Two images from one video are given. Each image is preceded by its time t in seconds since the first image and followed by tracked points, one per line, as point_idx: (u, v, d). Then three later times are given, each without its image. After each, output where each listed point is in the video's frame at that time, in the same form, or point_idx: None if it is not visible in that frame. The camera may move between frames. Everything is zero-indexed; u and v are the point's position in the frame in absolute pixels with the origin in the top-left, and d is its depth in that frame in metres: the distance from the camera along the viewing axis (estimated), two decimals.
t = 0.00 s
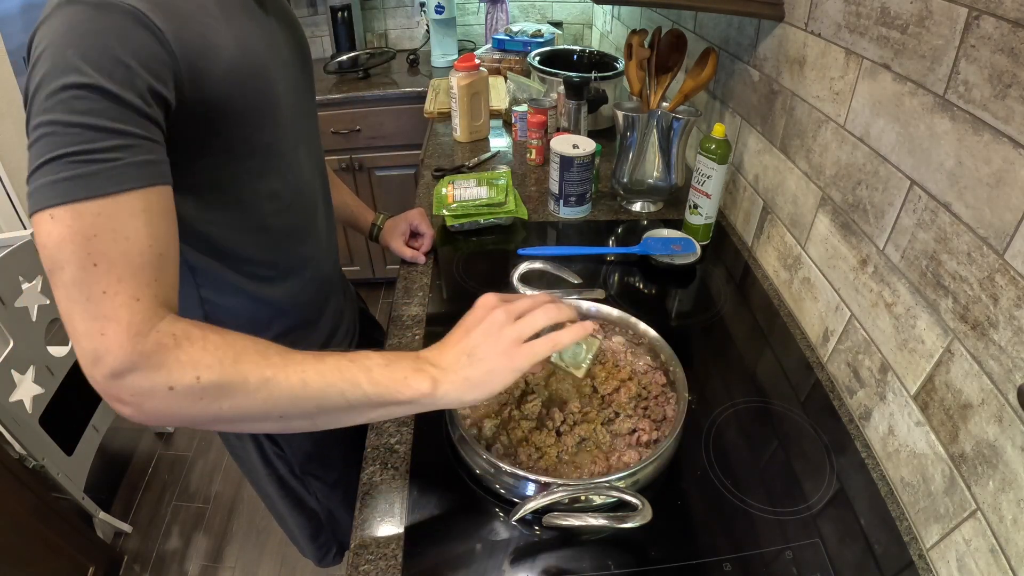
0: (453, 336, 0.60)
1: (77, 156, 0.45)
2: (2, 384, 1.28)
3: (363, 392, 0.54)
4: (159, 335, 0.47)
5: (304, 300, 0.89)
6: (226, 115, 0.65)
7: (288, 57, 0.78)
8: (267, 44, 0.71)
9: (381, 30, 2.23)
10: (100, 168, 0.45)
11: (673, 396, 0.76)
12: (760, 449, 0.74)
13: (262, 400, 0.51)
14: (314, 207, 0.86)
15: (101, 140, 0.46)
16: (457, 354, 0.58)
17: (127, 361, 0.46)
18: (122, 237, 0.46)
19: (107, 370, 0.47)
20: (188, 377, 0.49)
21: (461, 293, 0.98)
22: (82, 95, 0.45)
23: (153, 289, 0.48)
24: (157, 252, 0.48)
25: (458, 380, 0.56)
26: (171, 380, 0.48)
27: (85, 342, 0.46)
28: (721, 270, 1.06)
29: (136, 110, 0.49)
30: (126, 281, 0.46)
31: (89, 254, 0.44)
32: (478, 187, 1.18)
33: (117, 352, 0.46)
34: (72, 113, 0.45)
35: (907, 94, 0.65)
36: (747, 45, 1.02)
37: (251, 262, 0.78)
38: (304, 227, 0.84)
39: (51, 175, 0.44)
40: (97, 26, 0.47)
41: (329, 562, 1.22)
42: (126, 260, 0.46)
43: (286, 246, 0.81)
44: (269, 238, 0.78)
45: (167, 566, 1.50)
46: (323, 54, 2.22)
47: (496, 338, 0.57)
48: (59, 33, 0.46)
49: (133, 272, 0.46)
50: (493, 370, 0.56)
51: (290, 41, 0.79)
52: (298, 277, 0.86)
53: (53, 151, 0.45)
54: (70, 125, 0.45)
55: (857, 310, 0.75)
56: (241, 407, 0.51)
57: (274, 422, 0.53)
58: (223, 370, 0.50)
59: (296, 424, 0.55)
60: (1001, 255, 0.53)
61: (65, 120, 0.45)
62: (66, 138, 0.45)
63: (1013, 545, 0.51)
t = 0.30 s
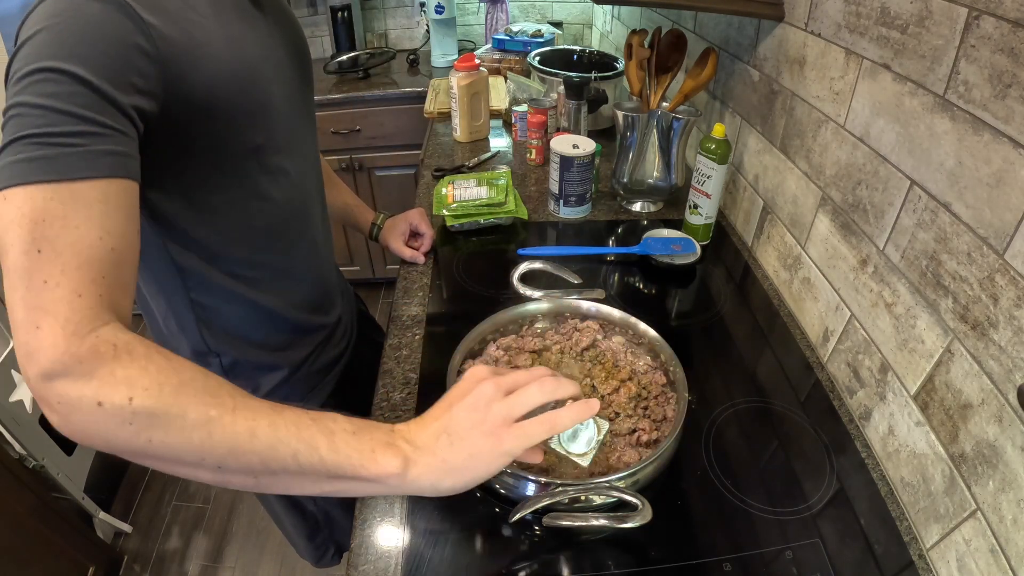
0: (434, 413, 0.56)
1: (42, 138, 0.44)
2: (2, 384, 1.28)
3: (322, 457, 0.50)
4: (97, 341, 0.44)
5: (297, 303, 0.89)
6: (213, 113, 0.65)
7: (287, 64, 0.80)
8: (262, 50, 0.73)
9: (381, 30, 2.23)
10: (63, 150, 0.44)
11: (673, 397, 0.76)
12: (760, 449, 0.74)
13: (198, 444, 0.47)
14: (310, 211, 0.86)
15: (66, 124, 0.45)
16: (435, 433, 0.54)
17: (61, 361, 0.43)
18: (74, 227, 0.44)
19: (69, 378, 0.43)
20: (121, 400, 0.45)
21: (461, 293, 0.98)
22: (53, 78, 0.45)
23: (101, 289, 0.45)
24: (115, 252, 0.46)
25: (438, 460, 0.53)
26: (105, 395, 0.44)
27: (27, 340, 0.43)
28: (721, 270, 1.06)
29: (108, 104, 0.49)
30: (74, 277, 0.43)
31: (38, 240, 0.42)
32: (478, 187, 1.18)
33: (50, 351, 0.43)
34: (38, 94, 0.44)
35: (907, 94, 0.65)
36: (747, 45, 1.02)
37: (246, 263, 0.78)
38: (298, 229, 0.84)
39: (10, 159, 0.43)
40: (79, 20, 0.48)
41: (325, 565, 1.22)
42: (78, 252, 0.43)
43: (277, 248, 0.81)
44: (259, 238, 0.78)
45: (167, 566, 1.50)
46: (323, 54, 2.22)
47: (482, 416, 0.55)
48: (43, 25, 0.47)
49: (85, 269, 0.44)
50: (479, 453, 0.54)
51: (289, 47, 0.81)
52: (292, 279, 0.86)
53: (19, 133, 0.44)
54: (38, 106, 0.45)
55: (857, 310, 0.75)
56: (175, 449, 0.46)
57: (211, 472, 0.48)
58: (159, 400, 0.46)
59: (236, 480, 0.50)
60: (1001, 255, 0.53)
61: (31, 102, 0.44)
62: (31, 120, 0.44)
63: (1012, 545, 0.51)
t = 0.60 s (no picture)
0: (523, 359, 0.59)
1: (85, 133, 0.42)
2: (2, 384, 1.28)
3: (422, 415, 0.51)
4: (185, 329, 0.44)
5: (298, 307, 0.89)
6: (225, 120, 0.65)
7: (287, 67, 0.79)
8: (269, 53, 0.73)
9: (381, 30, 2.23)
10: (115, 144, 0.43)
11: (673, 396, 0.76)
12: (760, 449, 0.74)
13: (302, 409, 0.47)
14: (309, 213, 0.86)
15: (112, 119, 0.43)
16: (524, 379, 0.57)
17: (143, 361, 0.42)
18: (135, 218, 0.43)
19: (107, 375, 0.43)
20: (226, 384, 0.45)
21: (461, 293, 0.98)
22: (94, 71, 0.43)
23: (171, 282, 0.43)
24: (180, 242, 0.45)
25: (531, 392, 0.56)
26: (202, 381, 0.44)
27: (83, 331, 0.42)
28: (721, 270, 1.06)
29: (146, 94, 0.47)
30: (144, 275, 0.42)
31: (97, 239, 0.41)
32: (478, 187, 1.18)
33: (135, 347, 0.41)
34: (81, 89, 0.42)
35: (907, 94, 0.65)
36: (747, 45, 1.02)
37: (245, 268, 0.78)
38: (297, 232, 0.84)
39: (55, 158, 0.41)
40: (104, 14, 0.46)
41: (330, 565, 1.22)
42: (143, 242, 0.42)
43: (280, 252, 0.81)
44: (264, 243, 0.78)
45: (167, 566, 1.50)
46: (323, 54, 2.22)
47: (569, 361, 0.57)
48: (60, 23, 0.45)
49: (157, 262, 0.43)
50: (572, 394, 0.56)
51: (287, 49, 0.81)
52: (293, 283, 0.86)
53: (60, 131, 0.42)
54: (82, 103, 0.43)
55: (857, 310, 0.75)
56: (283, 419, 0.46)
57: (317, 445, 0.49)
58: (259, 378, 0.46)
59: (341, 449, 0.50)
60: (1001, 255, 0.53)
61: (75, 97, 0.42)
62: (75, 117, 0.42)
63: (1013, 545, 0.51)
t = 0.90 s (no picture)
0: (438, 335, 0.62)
1: (80, 196, 0.51)
2: (2, 384, 1.28)
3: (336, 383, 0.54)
4: (127, 355, 0.54)
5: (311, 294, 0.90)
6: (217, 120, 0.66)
7: (280, 64, 0.77)
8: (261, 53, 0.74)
9: (382, 30, 2.23)
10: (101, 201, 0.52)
11: (673, 396, 0.76)
12: (760, 449, 0.74)
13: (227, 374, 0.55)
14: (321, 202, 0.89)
15: (93, 169, 0.52)
16: (395, 352, 0.53)
17: (145, 349, 0.54)
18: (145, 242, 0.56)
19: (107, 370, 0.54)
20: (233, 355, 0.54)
21: (461, 293, 0.98)
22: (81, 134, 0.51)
23: (131, 315, 0.54)
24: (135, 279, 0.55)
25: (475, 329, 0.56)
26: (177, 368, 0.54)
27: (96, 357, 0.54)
28: (721, 270, 1.06)
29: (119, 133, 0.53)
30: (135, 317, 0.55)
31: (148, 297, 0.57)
32: (478, 187, 1.18)
33: (99, 353, 0.53)
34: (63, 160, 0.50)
35: (907, 94, 0.65)
36: (747, 45, 1.02)
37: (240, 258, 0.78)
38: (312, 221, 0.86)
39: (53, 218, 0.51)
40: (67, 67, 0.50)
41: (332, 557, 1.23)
42: (114, 294, 0.53)
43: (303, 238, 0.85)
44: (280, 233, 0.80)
45: (167, 566, 1.50)
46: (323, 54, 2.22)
47: (449, 364, 0.52)
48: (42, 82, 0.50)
49: (110, 300, 0.53)
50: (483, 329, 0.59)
51: (282, 41, 0.79)
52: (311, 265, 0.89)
53: (40, 204, 0.51)
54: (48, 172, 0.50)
55: (857, 310, 0.75)
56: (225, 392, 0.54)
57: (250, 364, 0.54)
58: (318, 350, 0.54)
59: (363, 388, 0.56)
60: (1001, 255, 0.53)
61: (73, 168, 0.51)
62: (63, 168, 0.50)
63: (1013, 545, 0.51)
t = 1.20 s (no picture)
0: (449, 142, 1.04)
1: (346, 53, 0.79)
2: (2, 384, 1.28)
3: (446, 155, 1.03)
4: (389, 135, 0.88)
5: (344, 190, 1.08)
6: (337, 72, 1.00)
7: None
8: None
9: (382, 30, 2.23)
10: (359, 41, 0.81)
11: (674, 396, 0.76)
12: (760, 449, 0.74)
13: (403, 171, 0.95)
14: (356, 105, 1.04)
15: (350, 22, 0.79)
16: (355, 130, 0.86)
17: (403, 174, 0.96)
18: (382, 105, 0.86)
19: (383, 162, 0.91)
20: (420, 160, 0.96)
21: (461, 293, 0.98)
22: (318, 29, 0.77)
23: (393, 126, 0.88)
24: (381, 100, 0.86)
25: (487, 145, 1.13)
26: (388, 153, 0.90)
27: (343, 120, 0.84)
28: (721, 270, 1.06)
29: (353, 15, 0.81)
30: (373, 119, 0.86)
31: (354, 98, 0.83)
32: (477, 186, 1.18)
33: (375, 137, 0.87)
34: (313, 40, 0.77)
35: (907, 94, 0.65)
36: (747, 45, 1.02)
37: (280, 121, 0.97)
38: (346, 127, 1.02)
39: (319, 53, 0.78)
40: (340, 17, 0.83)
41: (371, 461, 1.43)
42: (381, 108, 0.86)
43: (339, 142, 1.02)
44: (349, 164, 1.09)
45: (167, 566, 1.50)
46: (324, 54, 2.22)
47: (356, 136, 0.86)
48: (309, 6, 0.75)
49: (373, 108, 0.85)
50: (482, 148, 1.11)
51: None
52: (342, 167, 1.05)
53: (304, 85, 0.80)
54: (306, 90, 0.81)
55: (857, 310, 0.75)
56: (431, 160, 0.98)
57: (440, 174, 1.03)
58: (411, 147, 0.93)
59: (387, 160, 0.91)
60: (1001, 255, 0.53)
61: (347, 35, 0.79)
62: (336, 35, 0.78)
63: (1012, 545, 0.51)
